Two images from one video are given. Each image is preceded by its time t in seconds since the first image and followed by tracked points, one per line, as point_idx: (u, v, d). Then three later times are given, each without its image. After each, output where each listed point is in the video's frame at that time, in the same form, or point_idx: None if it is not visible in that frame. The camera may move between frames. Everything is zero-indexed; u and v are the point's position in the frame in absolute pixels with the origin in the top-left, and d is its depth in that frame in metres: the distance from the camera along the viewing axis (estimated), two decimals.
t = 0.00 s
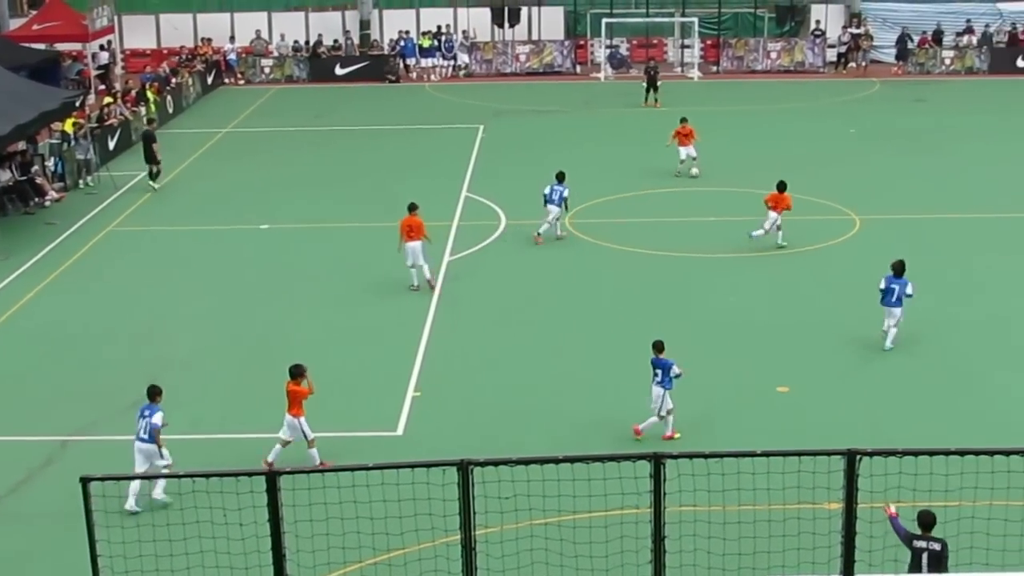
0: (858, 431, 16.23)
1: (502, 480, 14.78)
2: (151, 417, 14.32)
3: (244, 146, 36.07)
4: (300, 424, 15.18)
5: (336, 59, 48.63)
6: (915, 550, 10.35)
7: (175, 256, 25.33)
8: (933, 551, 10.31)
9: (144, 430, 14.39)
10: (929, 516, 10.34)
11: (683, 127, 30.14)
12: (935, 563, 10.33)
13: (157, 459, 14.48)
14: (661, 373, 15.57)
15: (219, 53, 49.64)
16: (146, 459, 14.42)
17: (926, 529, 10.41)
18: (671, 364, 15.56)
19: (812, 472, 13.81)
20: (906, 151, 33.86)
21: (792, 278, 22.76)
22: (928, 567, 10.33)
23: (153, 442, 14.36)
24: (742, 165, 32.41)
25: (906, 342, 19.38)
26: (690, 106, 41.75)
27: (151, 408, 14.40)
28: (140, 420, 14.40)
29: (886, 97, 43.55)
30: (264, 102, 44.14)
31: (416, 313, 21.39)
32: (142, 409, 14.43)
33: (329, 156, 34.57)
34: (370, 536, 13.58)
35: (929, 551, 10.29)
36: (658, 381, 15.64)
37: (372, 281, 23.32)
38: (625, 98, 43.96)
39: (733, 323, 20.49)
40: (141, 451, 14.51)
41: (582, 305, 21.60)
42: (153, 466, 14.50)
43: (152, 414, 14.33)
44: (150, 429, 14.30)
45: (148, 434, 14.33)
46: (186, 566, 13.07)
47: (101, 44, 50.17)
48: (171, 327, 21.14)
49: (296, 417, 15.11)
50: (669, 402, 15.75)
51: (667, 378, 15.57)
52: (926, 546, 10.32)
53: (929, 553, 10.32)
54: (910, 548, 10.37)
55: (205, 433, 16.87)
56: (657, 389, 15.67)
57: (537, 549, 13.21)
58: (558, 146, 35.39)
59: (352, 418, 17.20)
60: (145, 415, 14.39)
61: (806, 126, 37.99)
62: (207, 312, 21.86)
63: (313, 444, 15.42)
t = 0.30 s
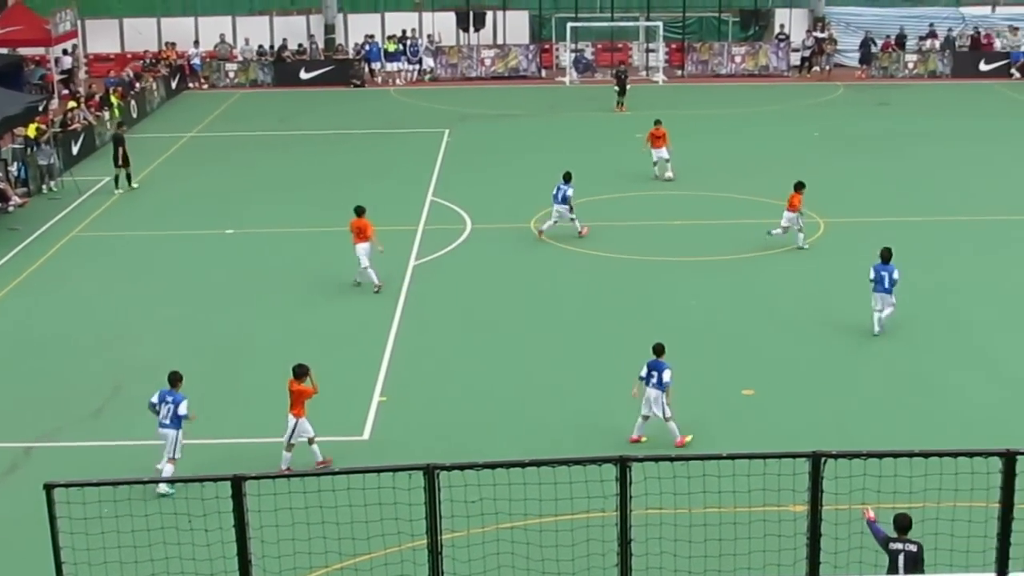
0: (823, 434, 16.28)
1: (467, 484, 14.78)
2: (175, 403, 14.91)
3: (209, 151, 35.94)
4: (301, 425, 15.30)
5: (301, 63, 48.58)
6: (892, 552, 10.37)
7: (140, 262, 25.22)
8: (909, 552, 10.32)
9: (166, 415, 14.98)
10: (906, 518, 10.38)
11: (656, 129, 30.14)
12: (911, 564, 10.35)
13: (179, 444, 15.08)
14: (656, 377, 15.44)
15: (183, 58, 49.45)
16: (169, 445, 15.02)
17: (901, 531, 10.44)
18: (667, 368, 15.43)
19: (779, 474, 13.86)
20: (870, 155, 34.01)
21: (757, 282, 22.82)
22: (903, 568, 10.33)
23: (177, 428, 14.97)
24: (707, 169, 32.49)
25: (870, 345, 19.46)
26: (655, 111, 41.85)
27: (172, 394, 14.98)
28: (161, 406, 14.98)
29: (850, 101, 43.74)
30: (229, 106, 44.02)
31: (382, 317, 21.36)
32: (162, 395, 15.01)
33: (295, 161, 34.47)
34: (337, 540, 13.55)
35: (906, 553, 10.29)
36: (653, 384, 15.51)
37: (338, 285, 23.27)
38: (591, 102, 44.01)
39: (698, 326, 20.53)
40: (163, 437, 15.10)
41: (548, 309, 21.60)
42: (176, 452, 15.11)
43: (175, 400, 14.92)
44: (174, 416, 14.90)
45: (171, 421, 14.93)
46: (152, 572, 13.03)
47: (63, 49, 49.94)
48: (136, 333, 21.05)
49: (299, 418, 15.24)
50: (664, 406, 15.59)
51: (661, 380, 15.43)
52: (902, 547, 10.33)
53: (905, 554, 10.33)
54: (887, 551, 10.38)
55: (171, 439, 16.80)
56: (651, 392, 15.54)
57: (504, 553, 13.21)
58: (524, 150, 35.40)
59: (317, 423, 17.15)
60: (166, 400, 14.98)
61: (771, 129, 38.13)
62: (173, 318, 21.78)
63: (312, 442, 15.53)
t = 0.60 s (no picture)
0: (787, 435, 16.32)
1: (432, 487, 14.77)
2: (187, 390, 15.26)
3: (172, 154, 35.80)
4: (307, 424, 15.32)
5: (265, 66, 48.54)
6: (862, 551, 10.33)
7: (103, 266, 25.09)
8: (879, 552, 10.29)
9: (179, 402, 15.35)
10: (876, 519, 10.35)
11: (626, 131, 30.18)
12: (881, 564, 10.30)
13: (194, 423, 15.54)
14: (653, 379, 15.41)
15: (146, 61, 49.30)
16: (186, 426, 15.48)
17: (871, 531, 10.40)
18: (664, 371, 15.41)
19: (743, 475, 13.88)
20: (833, 157, 34.13)
21: (721, 284, 22.85)
22: (874, 567, 10.29)
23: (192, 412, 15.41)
24: (671, 171, 32.55)
25: (833, 347, 19.51)
26: (620, 113, 41.91)
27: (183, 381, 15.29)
28: (174, 394, 15.30)
29: (813, 104, 43.90)
30: (192, 110, 43.88)
31: (346, 321, 21.32)
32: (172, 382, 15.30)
33: (259, 164, 34.36)
34: (302, 545, 13.53)
35: (877, 552, 10.26)
36: (649, 387, 15.48)
37: (302, 288, 23.21)
38: (556, 105, 44.05)
39: (663, 328, 20.55)
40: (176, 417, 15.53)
41: (512, 312, 21.61)
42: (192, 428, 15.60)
43: (187, 388, 15.26)
44: (188, 403, 15.29)
45: (187, 408, 15.32)
46: None
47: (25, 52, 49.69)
48: (99, 338, 20.93)
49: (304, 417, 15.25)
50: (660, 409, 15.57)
51: (658, 384, 15.41)
52: (872, 547, 10.31)
53: (875, 554, 10.30)
54: (858, 550, 10.36)
55: (134, 443, 16.72)
56: (647, 394, 15.50)
57: (469, 556, 13.21)
58: (489, 153, 35.41)
59: (281, 427, 17.10)
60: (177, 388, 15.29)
61: (734, 132, 38.25)
62: (136, 322, 21.67)
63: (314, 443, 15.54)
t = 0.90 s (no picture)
0: (754, 437, 16.36)
1: (399, 490, 14.76)
2: (191, 374, 15.79)
3: (137, 156, 35.67)
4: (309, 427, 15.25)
5: (230, 68, 48.53)
6: (828, 548, 10.21)
7: (67, 269, 24.98)
8: (843, 549, 10.18)
9: (183, 386, 15.86)
10: (841, 516, 10.23)
11: (592, 135, 30.21)
12: (847, 561, 10.19)
13: (199, 410, 16.02)
14: (650, 386, 15.40)
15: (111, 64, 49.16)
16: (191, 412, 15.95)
17: (836, 528, 10.31)
18: (660, 377, 15.40)
19: (709, 476, 13.90)
20: (799, 159, 34.28)
21: (686, 286, 22.91)
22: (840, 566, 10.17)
23: (196, 397, 15.89)
24: (637, 173, 32.61)
25: (799, 348, 19.57)
26: (586, 116, 41.98)
27: (186, 366, 15.83)
28: (177, 378, 15.84)
29: (778, 106, 44.07)
30: (157, 112, 43.76)
31: (313, 324, 21.27)
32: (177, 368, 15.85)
33: (224, 166, 34.27)
34: (268, 547, 13.48)
35: (842, 550, 10.16)
36: (647, 393, 15.46)
37: (268, 291, 23.16)
38: (522, 107, 44.09)
39: (628, 330, 20.59)
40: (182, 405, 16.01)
41: (478, 315, 21.61)
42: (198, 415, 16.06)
43: (191, 372, 15.79)
44: (192, 387, 15.80)
45: (191, 392, 15.82)
46: None
47: None
48: (64, 341, 20.83)
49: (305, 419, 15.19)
50: (658, 416, 15.54)
51: (655, 390, 15.40)
52: (836, 545, 10.19)
53: (840, 551, 10.19)
54: (822, 547, 10.24)
55: (98, 445, 16.66)
56: (645, 401, 15.48)
57: (436, 558, 13.20)
58: (456, 155, 35.43)
59: (248, 430, 17.04)
60: (181, 373, 15.83)
61: (700, 134, 38.37)
62: (102, 325, 21.58)
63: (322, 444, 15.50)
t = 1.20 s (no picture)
0: (728, 438, 16.38)
1: (373, 492, 14.74)
2: (192, 356, 16.42)
3: (110, 158, 35.57)
4: (314, 422, 15.34)
5: (203, 70, 48.47)
6: (797, 544, 10.08)
7: (40, 270, 24.90)
8: (813, 545, 10.05)
9: (184, 368, 16.44)
10: (810, 510, 10.08)
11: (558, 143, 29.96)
12: (817, 558, 10.07)
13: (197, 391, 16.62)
14: (648, 386, 15.34)
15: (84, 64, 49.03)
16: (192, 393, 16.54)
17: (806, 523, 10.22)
18: (657, 374, 15.36)
19: (682, 479, 13.91)
20: (772, 161, 34.35)
21: (660, 288, 22.94)
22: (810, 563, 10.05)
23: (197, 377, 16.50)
24: (611, 175, 32.64)
25: (773, 350, 19.62)
26: (560, 117, 41.99)
27: (185, 348, 16.43)
28: (178, 361, 16.39)
29: (752, 108, 44.22)
30: (130, 113, 43.64)
31: (287, 326, 21.25)
32: (175, 352, 16.41)
33: (198, 168, 34.18)
34: (242, 549, 13.46)
35: (811, 545, 10.03)
36: (645, 393, 15.40)
37: (241, 293, 23.11)
38: (496, 108, 44.08)
39: (603, 332, 20.61)
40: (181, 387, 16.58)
41: (453, 316, 21.63)
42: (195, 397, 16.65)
43: (191, 353, 16.40)
44: (193, 367, 16.41)
45: (192, 372, 16.43)
46: None
47: None
48: (37, 342, 20.76)
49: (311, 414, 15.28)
50: (657, 414, 15.51)
51: (654, 389, 15.35)
52: (807, 540, 10.06)
53: (810, 547, 10.06)
54: (791, 543, 10.09)
55: (72, 447, 16.61)
56: (644, 401, 15.43)
57: (409, 560, 13.19)
58: (430, 156, 35.41)
59: (221, 432, 17.00)
60: (180, 356, 16.41)
61: (674, 136, 38.43)
62: (75, 327, 21.52)
63: (324, 437, 15.60)
